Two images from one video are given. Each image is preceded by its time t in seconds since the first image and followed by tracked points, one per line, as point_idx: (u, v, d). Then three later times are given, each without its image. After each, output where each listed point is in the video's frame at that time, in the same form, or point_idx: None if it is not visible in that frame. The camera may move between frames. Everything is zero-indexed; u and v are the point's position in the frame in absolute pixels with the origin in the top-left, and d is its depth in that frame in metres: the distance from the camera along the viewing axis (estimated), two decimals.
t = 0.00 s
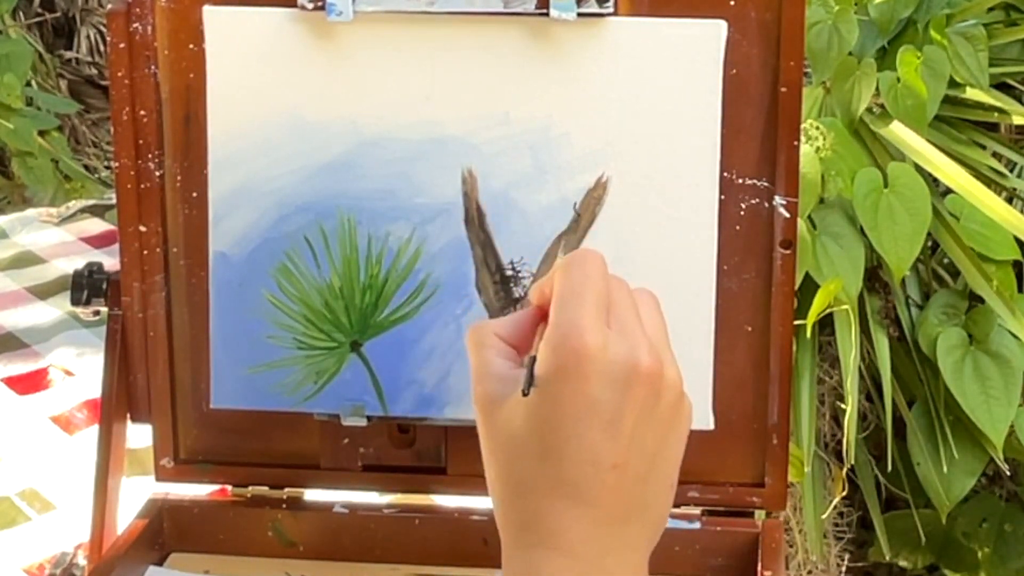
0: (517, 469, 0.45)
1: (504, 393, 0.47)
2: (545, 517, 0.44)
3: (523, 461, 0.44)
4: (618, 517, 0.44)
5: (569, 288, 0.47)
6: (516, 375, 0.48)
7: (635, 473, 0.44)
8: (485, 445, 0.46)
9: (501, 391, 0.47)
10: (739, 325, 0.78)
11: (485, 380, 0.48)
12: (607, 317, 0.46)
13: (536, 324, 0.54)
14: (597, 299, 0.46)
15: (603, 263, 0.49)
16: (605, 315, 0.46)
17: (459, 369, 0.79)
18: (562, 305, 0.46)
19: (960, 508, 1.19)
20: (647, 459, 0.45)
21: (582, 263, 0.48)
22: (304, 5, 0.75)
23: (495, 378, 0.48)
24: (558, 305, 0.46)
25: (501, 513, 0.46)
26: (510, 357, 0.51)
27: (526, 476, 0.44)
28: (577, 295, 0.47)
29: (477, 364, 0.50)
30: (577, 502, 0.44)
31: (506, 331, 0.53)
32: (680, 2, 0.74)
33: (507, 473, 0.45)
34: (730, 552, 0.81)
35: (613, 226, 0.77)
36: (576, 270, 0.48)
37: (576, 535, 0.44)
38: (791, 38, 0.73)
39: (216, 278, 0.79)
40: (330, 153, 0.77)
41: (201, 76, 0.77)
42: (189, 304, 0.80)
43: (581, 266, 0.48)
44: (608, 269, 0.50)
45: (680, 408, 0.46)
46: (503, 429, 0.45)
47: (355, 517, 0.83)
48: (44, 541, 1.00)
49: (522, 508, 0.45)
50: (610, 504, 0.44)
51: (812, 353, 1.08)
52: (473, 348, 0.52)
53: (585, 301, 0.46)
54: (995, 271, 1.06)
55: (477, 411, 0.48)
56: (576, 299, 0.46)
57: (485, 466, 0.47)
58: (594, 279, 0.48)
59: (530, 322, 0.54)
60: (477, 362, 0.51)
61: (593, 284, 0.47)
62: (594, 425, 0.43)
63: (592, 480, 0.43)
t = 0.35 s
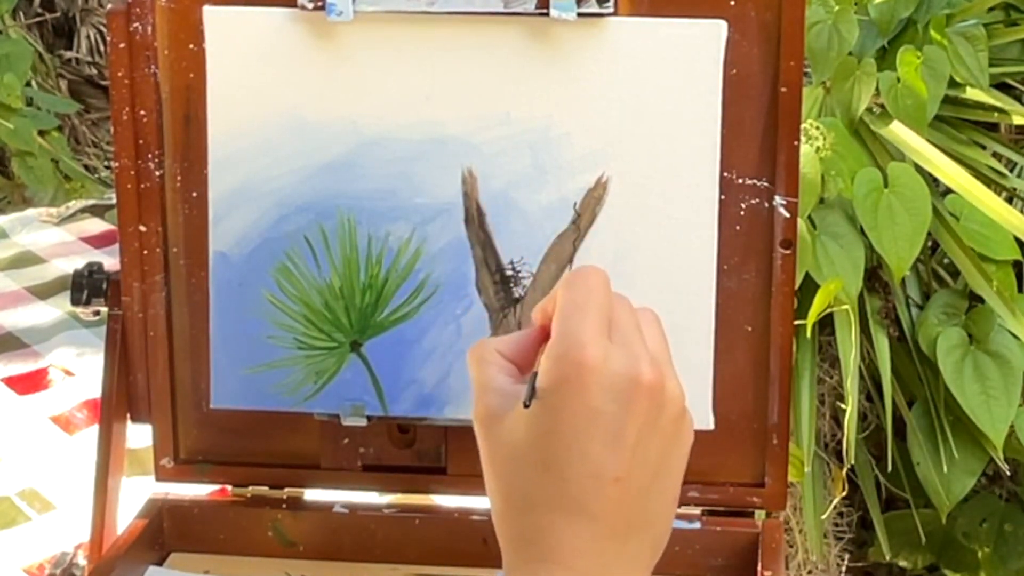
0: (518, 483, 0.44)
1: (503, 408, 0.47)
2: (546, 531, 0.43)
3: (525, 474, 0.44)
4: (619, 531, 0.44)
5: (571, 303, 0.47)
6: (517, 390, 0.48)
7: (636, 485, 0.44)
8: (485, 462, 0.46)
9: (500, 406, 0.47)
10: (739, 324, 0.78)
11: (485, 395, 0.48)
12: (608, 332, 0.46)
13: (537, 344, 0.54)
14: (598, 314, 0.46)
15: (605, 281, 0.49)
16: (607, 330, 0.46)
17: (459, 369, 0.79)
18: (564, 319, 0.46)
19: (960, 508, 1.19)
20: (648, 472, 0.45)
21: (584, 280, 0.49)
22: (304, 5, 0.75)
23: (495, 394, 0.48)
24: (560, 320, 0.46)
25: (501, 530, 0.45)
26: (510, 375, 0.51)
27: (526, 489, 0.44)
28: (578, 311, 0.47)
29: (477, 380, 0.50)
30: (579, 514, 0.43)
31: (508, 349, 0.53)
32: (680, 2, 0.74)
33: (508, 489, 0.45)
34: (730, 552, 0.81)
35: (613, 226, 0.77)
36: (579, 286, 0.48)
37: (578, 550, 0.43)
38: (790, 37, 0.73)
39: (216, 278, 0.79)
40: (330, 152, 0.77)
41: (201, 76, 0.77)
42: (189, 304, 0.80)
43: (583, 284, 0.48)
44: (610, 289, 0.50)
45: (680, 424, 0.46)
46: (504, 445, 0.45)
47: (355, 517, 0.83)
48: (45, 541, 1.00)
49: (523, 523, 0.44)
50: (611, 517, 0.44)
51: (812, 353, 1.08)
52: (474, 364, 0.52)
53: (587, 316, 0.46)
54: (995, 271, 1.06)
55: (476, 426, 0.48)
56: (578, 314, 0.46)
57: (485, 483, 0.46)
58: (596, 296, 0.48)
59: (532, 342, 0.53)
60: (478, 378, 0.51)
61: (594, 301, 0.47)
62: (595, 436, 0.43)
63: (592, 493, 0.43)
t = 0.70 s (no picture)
0: (515, 493, 0.43)
1: (497, 421, 0.45)
2: (544, 542, 0.42)
3: (522, 484, 0.43)
4: (617, 541, 0.43)
5: (568, 311, 0.45)
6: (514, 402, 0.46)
7: (635, 495, 0.43)
8: (479, 469, 0.45)
9: (497, 419, 0.45)
10: (739, 325, 0.78)
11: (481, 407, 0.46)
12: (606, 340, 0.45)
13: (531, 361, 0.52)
14: (596, 322, 0.45)
15: (601, 290, 0.47)
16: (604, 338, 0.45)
17: (459, 369, 0.79)
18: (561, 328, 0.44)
19: (960, 508, 1.19)
20: (647, 482, 0.43)
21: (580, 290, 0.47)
22: (304, 5, 0.75)
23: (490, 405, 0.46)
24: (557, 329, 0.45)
25: (497, 538, 0.44)
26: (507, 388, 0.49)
27: (523, 499, 0.43)
28: (576, 318, 0.45)
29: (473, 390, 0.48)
30: (577, 526, 0.42)
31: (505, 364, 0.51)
32: (680, 2, 0.74)
33: (503, 498, 0.43)
34: (730, 552, 0.81)
35: (613, 226, 0.77)
36: (576, 298, 0.46)
37: (576, 561, 0.42)
38: (790, 38, 0.73)
39: (216, 278, 0.79)
40: (330, 153, 0.77)
41: (201, 76, 0.77)
42: (189, 304, 0.80)
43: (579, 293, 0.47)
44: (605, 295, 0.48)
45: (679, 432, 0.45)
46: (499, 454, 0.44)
47: (355, 517, 0.83)
48: (45, 541, 1.00)
49: (519, 533, 0.43)
50: (609, 528, 0.42)
51: (812, 353, 1.08)
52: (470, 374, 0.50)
53: (585, 324, 0.44)
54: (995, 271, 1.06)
55: (467, 438, 0.46)
56: (575, 323, 0.44)
57: (479, 491, 0.45)
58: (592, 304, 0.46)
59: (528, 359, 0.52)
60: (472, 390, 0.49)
61: (591, 308, 0.46)
62: (594, 448, 0.42)
63: (590, 505, 0.42)
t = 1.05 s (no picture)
0: (517, 499, 0.43)
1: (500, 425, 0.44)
2: (547, 549, 0.43)
3: (525, 491, 0.43)
4: (622, 548, 0.43)
5: (571, 313, 0.45)
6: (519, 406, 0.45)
7: (640, 504, 0.43)
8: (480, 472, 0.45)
9: (498, 421, 0.44)
10: (739, 325, 0.78)
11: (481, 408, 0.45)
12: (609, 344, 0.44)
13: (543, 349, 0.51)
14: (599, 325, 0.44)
15: (604, 287, 0.46)
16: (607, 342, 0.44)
17: (460, 369, 0.79)
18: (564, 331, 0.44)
19: (960, 508, 1.19)
20: (650, 489, 0.43)
21: (584, 288, 0.46)
22: (304, 5, 0.75)
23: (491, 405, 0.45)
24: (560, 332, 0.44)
25: (499, 542, 0.44)
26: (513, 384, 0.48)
27: (526, 505, 0.43)
28: (579, 320, 0.44)
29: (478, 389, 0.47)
30: (579, 533, 0.42)
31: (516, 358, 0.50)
32: (681, 2, 0.74)
33: (506, 504, 0.44)
34: (730, 552, 0.81)
35: (613, 226, 0.77)
36: (579, 297, 0.45)
37: (578, 567, 0.42)
38: (790, 38, 0.73)
39: (216, 278, 0.79)
40: (330, 153, 0.77)
41: (201, 76, 0.77)
42: (189, 304, 0.80)
43: (583, 291, 0.46)
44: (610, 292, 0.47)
45: (683, 437, 0.45)
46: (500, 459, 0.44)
47: (355, 517, 0.83)
48: (44, 541, 1.00)
49: (521, 540, 0.43)
50: (612, 535, 0.43)
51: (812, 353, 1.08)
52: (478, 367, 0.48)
53: (588, 328, 0.43)
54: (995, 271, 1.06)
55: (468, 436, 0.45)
56: (579, 326, 0.44)
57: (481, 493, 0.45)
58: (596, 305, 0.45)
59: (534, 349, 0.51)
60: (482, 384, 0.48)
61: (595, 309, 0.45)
62: (597, 457, 0.42)
63: (593, 512, 0.42)
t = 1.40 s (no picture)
0: (508, 501, 0.43)
1: (492, 427, 0.45)
2: (540, 549, 0.43)
3: (516, 492, 0.43)
4: (615, 545, 0.43)
5: (552, 317, 0.45)
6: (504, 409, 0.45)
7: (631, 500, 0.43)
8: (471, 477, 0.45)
9: (489, 424, 0.45)
10: (739, 325, 0.78)
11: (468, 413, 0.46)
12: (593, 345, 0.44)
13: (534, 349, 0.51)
14: (582, 328, 0.45)
15: (582, 291, 0.47)
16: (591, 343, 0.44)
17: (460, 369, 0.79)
18: (547, 336, 0.44)
19: (960, 507, 1.19)
20: (640, 485, 0.43)
21: (565, 294, 0.46)
22: (304, 5, 0.75)
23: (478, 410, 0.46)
24: (542, 336, 0.44)
25: (492, 546, 0.44)
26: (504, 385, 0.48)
27: (517, 507, 0.43)
28: (561, 324, 0.45)
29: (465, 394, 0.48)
30: (572, 532, 0.42)
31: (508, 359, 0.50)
32: (681, 2, 0.74)
33: (497, 506, 0.44)
34: (730, 552, 0.81)
35: (613, 226, 0.77)
36: (558, 302, 0.46)
37: (572, 567, 0.42)
38: (791, 38, 0.73)
39: (216, 278, 0.79)
40: (330, 153, 0.77)
41: (201, 76, 0.77)
42: (189, 304, 0.80)
43: (564, 298, 0.46)
44: (591, 296, 0.48)
45: (671, 432, 0.45)
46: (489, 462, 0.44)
47: (355, 517, 0.83)
48: (45, 541, 1.00)
49: (515, 541, 0.43)
50: (605, 533, 0.43)
51: (812, 353, 1.08)
52: (465, 370, 0.49)
53: (570, 331, 0.44)
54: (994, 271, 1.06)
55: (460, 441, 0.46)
56: (561, 330, 0.44)
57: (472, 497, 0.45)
58: (576, 309, 0.46)
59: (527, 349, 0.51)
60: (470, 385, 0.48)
61: (576, 313, 0.45)
62: (587, 456, 0.42)
63: (585, 511, 0.42)
